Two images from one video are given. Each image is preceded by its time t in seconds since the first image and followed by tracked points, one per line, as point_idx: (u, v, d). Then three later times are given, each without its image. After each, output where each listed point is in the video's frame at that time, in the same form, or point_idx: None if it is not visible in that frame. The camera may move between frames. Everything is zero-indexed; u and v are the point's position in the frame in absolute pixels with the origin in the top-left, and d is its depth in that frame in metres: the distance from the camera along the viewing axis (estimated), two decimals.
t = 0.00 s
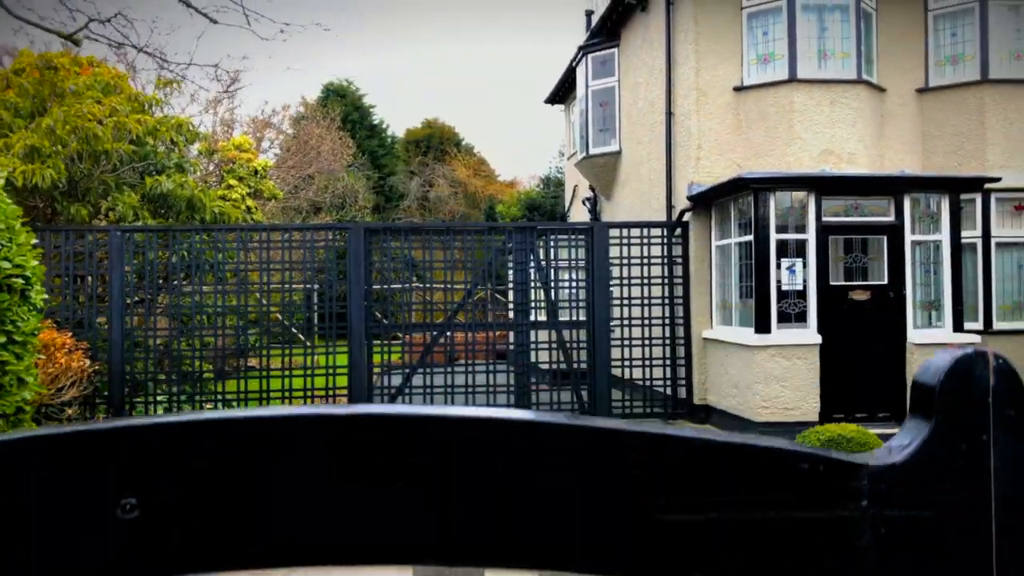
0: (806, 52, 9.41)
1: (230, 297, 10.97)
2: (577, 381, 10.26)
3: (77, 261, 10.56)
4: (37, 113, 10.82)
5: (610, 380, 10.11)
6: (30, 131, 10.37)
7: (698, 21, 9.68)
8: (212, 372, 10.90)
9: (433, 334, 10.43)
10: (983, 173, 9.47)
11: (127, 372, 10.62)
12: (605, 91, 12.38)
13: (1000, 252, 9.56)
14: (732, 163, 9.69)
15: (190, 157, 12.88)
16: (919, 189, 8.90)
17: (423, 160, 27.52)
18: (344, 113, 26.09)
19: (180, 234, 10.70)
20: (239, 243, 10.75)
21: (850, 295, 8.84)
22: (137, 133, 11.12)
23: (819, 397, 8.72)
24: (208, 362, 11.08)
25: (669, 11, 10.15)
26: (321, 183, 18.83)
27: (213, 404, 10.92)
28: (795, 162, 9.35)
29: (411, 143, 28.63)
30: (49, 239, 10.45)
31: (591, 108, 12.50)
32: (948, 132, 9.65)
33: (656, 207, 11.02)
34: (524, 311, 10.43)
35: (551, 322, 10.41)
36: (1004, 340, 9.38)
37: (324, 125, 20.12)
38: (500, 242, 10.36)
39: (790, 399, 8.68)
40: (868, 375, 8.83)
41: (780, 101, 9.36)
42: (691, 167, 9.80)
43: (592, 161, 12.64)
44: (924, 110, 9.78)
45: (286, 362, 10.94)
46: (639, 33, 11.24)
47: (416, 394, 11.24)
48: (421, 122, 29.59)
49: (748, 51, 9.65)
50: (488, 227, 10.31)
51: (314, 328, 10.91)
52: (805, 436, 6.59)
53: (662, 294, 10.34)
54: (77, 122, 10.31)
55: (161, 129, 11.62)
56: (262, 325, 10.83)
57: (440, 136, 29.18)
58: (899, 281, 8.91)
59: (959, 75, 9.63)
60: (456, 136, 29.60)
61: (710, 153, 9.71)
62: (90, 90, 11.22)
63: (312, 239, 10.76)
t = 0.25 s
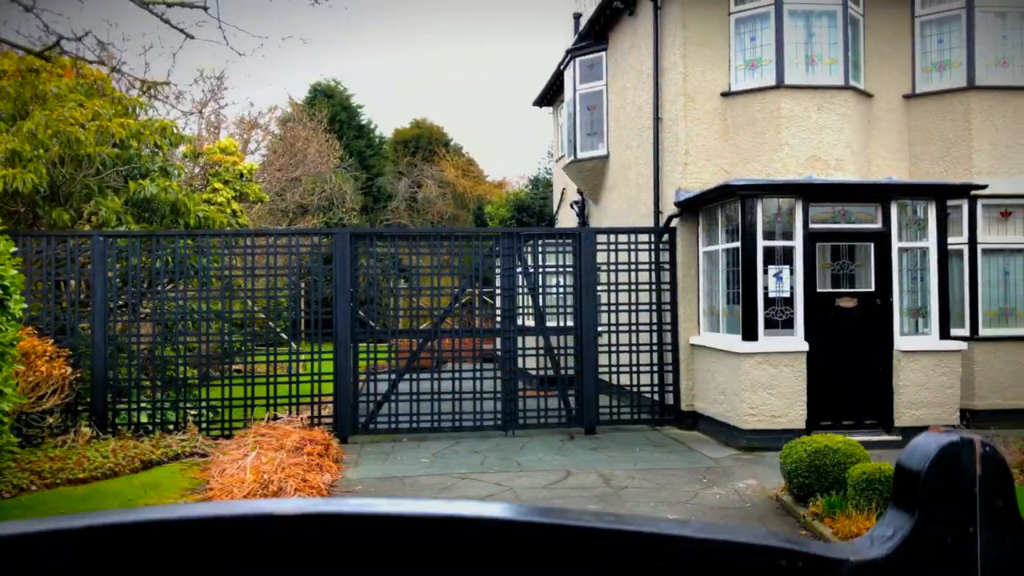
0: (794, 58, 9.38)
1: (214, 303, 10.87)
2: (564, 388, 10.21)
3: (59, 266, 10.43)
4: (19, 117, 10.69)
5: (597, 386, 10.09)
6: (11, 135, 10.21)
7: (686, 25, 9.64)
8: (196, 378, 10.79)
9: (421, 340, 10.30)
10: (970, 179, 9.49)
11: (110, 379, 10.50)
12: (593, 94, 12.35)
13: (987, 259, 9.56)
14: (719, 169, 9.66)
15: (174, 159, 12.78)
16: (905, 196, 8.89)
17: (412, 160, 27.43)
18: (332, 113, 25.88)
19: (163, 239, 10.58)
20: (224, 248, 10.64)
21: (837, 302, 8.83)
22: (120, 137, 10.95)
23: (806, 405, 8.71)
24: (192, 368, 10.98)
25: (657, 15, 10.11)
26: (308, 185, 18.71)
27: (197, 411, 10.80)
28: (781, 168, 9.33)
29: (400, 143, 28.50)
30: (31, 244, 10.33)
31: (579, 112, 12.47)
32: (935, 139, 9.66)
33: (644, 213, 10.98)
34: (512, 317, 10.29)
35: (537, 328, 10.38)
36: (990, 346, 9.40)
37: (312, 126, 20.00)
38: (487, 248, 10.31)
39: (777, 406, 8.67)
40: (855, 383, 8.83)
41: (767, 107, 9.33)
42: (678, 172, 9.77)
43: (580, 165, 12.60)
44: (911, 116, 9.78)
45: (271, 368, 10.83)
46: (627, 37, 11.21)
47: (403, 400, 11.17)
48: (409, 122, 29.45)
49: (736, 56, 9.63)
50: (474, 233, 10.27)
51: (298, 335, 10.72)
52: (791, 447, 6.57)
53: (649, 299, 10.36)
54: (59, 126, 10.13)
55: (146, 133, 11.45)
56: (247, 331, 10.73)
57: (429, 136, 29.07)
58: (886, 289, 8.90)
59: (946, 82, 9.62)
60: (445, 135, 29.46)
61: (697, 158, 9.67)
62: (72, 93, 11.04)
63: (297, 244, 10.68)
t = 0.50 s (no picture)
0: (780, 66, 9.38)
1: (198, 310, 10.77)
2: (551, 395, 10.18)
3: (40, 273, 10.35)
4: None
5: (584, 394, 10.06)
6: None
7: (673, 33, 9.63)
8: (180, 385, 10.68)
9: (408, 348, 10.27)
10: (954, 188, 9.53)
11: (92, 386, 10.41)
12: (580, 100, 12.34)
13: (971, 266, 9.59)
14: (706, 177, 9.66)
15: (159, 165, 12.67)
16: (890, 205, 8.92)
17: (400, 162, 27.32)
18: (320, 115, 25.61)
19: (146, 246, 10.51)
20: (207, 256, 10.56)
21: (822, 311, 8.83)
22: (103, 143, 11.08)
23: (791, 413, 8.72)
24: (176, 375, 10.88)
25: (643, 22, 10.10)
26: (294, 188, 18.59)
27: (181, 419, 10.69)
28: (767, 177, 9.33)
29: (388, 144, 28.40)
30: (12, 252, 10.24)
31: (567, 117, 12.45)
32: (920, 147, 9.70)
33: (631, 219, 10.97)
34: (498, 324, 10.22)
35: (524, 335, 10.34)
36: (974, 354, 9.44)
37: (299, 128, 19.86)
38: (472, 255, 10.28)
39: (763, 415, 8.67)
40: (841, 391, 8.84)
41: (753, 116, 9.34)
42: (664, 180, 9.75)
43: (568, 170, 12.58)
44: (896, 124, 9.81)
45: (256, 376, 10.75)
46: (614, 43, 11.20)
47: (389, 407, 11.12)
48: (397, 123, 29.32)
49: (722, 64, 9.62)
50: (460, 240, 10.21)
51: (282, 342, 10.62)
52: (776, 459, 6.55)
53: (636, 307, 10.35)
54: (41, 132, 10.09)
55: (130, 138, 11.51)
56: (231, 338, 10.64)
57: (418, 137, 28.93)
58: (871, 297, 8.93)
59: (931, 90, 9.67)
60: (433, 137, 29.37)
61: (683, 166, 9.65)
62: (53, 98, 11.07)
63: (281, 252, 10.59)
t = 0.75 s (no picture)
0: (768, 73, 9.35)
1: (183, 316, 10.65)
2: (539, 403, 10.13)
3: (22, 281, 10.20)
4: None
5: (572, 401, 10.02)
6: None
7: (660, 39, 9.60)
8: (165, 392, 10.58)
9: (395, 355, 10.23)
10: (941, 195, 9.54)
11: (75, 395, 10.28)
12: (568, 105, 12.31)
13: (958, 273, 9.61)
14: (694, 184, 9.63)
15: (144, 169, 12.55)
16: (878, 213, 8.92)
17: (388, 163, 27.19)
18: (307, 116, 25.39)
19: (130, 252, 10.35)
20: (192, 262, 10.46)
21: (810, 319, 8.83)
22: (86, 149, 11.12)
23: (779, 421, 8.70)
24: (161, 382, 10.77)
25: (632, 28, 10.06)
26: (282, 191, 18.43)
27: (165, 427, 10.54)
28: (755, 184, 9.32)
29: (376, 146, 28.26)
30: None
31: (555, 122, 12.42)
32: (907, 154, 9.72)
33: (619, 225, 10.93)
34: (485, 331, 10.19)
35: (511, 342, 10.30)
36: (961, 361, 9.45)
37: (286, 130, 19.71)
38: (460, 261, 10.22)
39: (751, 423, 8.66)
40: (829, 399, 8.82)
41: (741, 123, 9.33)
42: (652, 187, 9.71)
43: (556, 175, 12.54)
44: (884, 131, 9.82)
45: (241, 383, 10.66)
46: (602, 48, 11.17)
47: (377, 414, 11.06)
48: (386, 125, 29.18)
49: (710, 70, 9.59)
50: (447, 247, 10.15)
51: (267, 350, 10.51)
52: (764, 471, 6.53)
53: (624, 313, 10.34)
54: (23, 137, 9.97)
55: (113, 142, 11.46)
56: (216, 345, 10.53)
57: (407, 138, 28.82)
58: (859, 305, 8.93)
59: (918, 98, 9.68)
60: (422, 138, 29.26)
61: (671, 173, 9.62)
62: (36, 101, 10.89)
63: (267, 259, 10.50)
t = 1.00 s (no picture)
0: (758, 79, 9.31)
1: (170, 322, 10.53)
2: (529, 409, 10.08)
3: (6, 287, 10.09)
4: None
5: (562, 407, 9.96)
6: None
7: (651, 44, 9.55)
8: (151, 399, 10.48)
9: (383, 361, 10.16)
10: (931, 201, 9.54)
11: (59, 401, 10.16)
12: (558, 108, 12.26)
13: (948, 279, 9.61)
14: (684, 189, 9.59)
15: (131, 172, 12.44)
16: (868, 219, 8.91)
17: (378, 164, 27.07)
18: (297, 116, 25.21)
19: (117, 258, 10.26)
20: (178, 268, 10.38)
21: (800, 326, 8.81)
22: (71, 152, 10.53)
23: (769, 428, 8.67)
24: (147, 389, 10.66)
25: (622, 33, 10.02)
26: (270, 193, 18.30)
27: (151, 434, 10.43)
28: (745, 190, 9.29)
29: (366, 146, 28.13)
30: None
31: (545, 126, 12.37)
32: (897, 160, 9.72)
33: (609, 230, 10.89)
34: (475, 337, 10.13)
35: (501, 348, 10.24)
36: (951, 367, 9.44)
37: (275, 131, 19.58)
38: (450, 267, 10.15)
39: (740, 430, 8.63)
40: (819, 406, 8.80)
41: (731, 129, 9.30)
42: (642, 192, 9.66)
43: (546, 179, 12.49)
44: (874, 137, 9.81)
45: (228, 389, 10.57)
46: (591, 53, 11.13)
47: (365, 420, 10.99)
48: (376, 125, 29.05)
49: (700, 75, 9.56)
50: (437, 253, 10.09)
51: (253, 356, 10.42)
52: (754, 481, 6.49)
53: (614, 319, 10.30)
54: (8, 142, 9.67)
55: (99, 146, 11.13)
56: (203, 351, 10.43)
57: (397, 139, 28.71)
58: (849, 312, 8.92)
59: (908, 103, 9.67)
60: (412, 138, 29.15)
61: (661, 178, 9.58)
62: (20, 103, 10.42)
63: (255, 264, 10.42)
